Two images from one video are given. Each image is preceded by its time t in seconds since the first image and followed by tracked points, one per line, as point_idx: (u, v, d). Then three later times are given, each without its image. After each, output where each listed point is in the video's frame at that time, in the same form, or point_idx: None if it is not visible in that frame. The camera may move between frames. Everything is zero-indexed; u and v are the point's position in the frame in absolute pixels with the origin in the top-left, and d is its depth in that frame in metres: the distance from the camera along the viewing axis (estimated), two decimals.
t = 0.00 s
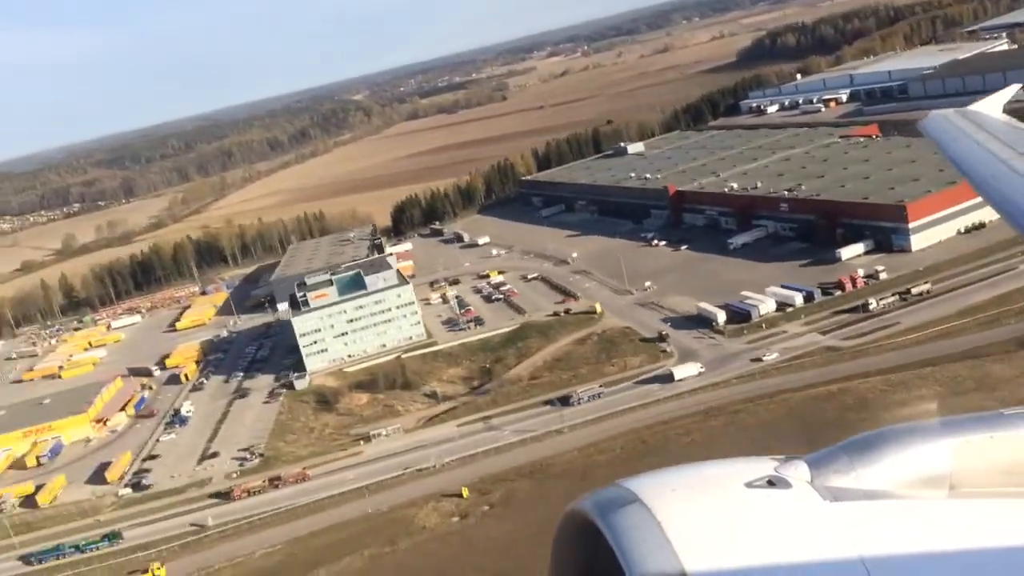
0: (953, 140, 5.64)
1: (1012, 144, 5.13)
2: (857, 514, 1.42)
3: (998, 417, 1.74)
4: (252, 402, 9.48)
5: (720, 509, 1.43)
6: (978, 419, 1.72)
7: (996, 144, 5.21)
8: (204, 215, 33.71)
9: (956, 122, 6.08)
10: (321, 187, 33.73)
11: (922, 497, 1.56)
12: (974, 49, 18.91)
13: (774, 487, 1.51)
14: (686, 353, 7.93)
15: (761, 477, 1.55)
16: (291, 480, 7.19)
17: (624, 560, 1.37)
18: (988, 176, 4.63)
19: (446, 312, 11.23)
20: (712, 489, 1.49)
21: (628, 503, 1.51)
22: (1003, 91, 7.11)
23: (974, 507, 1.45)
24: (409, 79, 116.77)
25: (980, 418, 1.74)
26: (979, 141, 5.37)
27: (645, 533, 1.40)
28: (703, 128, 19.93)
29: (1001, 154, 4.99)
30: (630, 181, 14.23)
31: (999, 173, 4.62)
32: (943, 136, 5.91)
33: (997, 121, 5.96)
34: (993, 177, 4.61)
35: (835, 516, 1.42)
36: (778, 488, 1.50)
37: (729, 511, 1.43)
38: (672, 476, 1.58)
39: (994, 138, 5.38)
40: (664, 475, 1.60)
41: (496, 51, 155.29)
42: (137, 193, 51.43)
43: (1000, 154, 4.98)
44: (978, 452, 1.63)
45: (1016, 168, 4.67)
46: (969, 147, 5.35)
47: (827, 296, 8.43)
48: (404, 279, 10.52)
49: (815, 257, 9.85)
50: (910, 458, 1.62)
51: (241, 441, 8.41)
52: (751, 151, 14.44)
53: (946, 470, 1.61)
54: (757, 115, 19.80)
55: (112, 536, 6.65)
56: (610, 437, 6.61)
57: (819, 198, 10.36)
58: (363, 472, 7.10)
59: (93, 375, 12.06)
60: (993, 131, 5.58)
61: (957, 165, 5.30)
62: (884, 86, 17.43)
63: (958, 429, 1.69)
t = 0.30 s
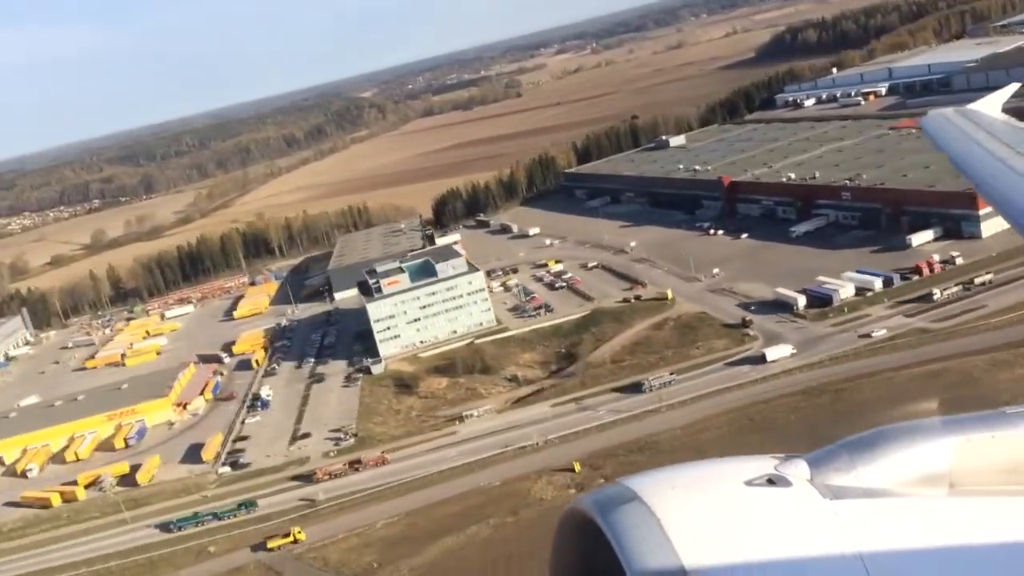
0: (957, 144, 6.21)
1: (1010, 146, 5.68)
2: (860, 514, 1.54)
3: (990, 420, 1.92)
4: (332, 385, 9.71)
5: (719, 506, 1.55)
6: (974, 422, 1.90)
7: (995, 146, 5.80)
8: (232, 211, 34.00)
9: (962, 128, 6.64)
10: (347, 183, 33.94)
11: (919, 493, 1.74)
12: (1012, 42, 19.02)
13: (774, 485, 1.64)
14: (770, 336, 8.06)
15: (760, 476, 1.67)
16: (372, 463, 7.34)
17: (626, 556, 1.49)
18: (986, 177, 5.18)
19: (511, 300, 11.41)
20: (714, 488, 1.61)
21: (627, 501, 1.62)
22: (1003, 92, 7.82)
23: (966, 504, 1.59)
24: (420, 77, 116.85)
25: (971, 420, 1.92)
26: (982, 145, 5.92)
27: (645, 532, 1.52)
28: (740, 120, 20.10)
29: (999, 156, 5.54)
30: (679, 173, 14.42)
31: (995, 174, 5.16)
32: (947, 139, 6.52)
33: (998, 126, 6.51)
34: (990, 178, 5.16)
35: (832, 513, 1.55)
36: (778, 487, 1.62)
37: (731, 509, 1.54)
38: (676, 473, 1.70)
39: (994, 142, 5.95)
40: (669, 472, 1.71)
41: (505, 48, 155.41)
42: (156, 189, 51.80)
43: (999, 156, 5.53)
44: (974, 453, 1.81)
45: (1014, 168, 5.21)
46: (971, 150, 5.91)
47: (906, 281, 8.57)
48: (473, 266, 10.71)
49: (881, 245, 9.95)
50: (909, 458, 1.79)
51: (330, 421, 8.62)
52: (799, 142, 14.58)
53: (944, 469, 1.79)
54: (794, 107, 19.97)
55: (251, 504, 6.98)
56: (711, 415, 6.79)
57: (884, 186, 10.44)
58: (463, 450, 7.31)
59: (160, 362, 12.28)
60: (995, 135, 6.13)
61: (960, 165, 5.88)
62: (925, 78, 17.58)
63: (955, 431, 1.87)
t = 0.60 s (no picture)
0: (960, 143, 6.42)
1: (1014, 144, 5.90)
2: (864, 514, 1.52)
3: (997, 417, 1.90)
4: (407, 369, 9.99)
5: (718, 505, 1.54)
6: (978, 420, 1.89)
7: (995, 144, 6.06)
8: (259, 205, 34.29)
9: (963, 127, 6.85)
10: (373, 178, 34.21)
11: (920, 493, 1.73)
12: None
13: (775, 485, 1.63)
14: (852, 319, 8.27)
15: (760, 475, 1.66)
16: (446, 448, 7.47)
17: (624, 555, 1.48)
18: (987, 176, 5.38)
19: (574, 288, 11.63)
20: (714, 487, 1.60)
21: (628, 500, 1.61)
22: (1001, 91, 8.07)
23: (970, 504, 1.56)
24: (430, 73, 117.06)
25: (978, 418, 1.90)
26: (985, 142, 6.15)
27: (645, 531, 1.50)
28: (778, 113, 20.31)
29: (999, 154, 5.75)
30: (727, 164, 14.62)
31: (995, 172, 5.42)
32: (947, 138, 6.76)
33: (1001, 122, 6.71)
34: (990, 176, 5.41)
35: (834, 511, 1.53)
36: (779, 486, 1.61)
37: (734, 507, 1.53)
38: (672, 473, 1.69)
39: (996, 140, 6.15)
40: (668, 473, 1.70)
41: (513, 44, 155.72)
42: (175, 184, 52.12)
43: (999, 155, 5.74)
44: (979, 453, 1.80)
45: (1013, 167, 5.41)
46: (974, 147, 6.13)
47: (982, 266, 8.75)
48: (541, 254, 10.90)
49: (947, 232, 10.15)
50: (914, 456, 1.78)
51: (414, 404, 8.85)
52: (845, 134, 14.77)
53: (949, 468, 1.78)
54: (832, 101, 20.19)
55: (376, 475, 7.14)
56: (806, 394, 6.99)
57: (946, 173, 10.63)
58: (557, 429, 7.51)
59: (225, 350, 12.55)
60: (994, 134, 6.34)
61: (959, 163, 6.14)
62: (965, 71, 17.79)
63: (959, 429, 1.85)
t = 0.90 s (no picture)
0: (958, 138, 6.59)
1: (1010, 140, 6.07)
2: (863, 510, 1.44)
3: (993, 414, 1.91)
4: (480, 354, 10.15)
5: (720, 501, 1.46)
6: (977, 417, 1.89)
7: (994, 142, 6.16)
8: (285, 200, 34.56)
9: (960, 124, 7.01)
10: (398, 173, 34.45)
11: (921, 488, 1.72)
12: None
13: (776, 479, 1.55)
14: (931, 305, 8.41)
15: (760, 470, 1.58)
16: (518, 433, 7.58)
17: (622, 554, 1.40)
18: (985, 172, 5.56)
19: (635, 275, 11.80)
20: (715, 482, 1.52)
21: (626, 496, 1.53)
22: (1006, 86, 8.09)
23: (967, 499, 1.50)
24: (441, 70, 117.32)
25: (977, 414, 1.91)
26: (983, 138, 6.32)
27: (645, 528, 1.42)
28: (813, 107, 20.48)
29: (996, 151, 5.92)
30: (774, 155, 14.80)
31: (996, 170, 5.52)
32: (947, 135, 6.87)
33: (998, 118, 6.87)
34: (991, 173, 5.51)
35: (837, 506, 1.47)
36: (778, 482, 1.54)
37: (735, 504, 1.45)
38: (670, 467, 1.61)
39: (993, 136, 6.31)
40: (666, 468, 1.63)
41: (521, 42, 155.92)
42: (194, 180, 52.49)
43: (997, 151, 5.91)
44: (976, 449, 1.79)
45: (1010, 163, 5.58)
46: (971, 143, 6.30)
47: None
48: (607, 243, 11.07)
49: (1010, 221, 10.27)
50: (914, 452, 1.78)
51: (495, 386, 9.05)
52: (891, 126, 14.90)
53: (947, 464, 1.78)
54: (868, 95, 20.33)
55: (495, 448, 7.36)
56: (900, 376, 7.11)
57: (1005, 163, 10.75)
58: (648, 409, 7.66)
59: (286, 338, 12.78)
60: (990, 130, 6.51)
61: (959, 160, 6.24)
62: (1004, 64, 17.89)
63: (957, 425, 1.85)
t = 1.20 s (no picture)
0: (957, 139, 6.71)
1: (1009, 141, 6.21)
2: (862, 510, 1.65)
3: (995, 413, 2.07)
4: (550, 341, 10.33)
5: (719, 502, 1.67)
6: (978, 416, 2.06)
7: (994, 140, 6.33)
8: (311, 195, 34.75)
9: (959, 124, 7.13)
10: (424, 169, 34.61)
11: (922, 486, 1.89)
12: None
13: (773, 480, 1.77)
14: (1007, 290, 8.53)
15: (760, 472, 1.80)
16: (588, 418, 7.88)
17: (623, 548, 1.61)
18: (987, 170, 5.66)
19: (694, 265, 11.95)
20: (713, 484, 1.74)
21: (628, 495, 1.75)
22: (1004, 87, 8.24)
23: (971, 500, 1.70)
24: (451, 68, 117.38)
25: (981, 414, 2.08)
26: (983, 138, 6.43)
27: (645, 527, 1.63)
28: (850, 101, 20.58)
29: (995, 150, 6.04)
30: (821, 146, 14.93)
31: (997, 167, 5.66)
32: (949, 131, 7.04)
33: (997, 119, 7.00)
34: (992, 171, 5.64)
35: (833, 507, 1.67)
36: (778, 481, 1.76)
37: (736, 504, 1.66)
38: (671, 470, 1.84)
39: (992, 136, 6.44)
40: (669, 469, 1.85)
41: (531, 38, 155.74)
42: (213, 176, 52.67)
43: (996, 150, 6.04)
44: (978, 449, 1.96)
45: (1011, 161, 5.70)
46: (971, 142, 6.41)
47: None
48: (670, 231, 11.18)
49: None
50: (913, 453, 1.94)
51: (573, 371, 9.22)
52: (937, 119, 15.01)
53: (949, 463, 1.95)
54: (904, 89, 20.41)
55: (608, 425, 7.51)
56: (985, 358, 7.25)
57: None
58: (738, 391, 7.80)
59: (346, 327, 12.98)
60: (990, 130, 6.64)
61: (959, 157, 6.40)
62: None
63: (959, 426, 2.02)
